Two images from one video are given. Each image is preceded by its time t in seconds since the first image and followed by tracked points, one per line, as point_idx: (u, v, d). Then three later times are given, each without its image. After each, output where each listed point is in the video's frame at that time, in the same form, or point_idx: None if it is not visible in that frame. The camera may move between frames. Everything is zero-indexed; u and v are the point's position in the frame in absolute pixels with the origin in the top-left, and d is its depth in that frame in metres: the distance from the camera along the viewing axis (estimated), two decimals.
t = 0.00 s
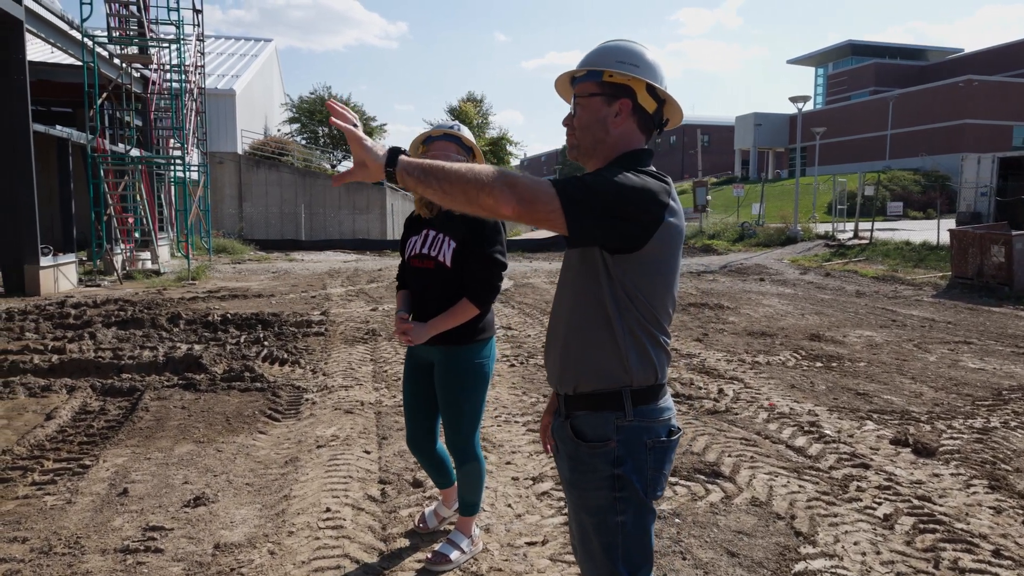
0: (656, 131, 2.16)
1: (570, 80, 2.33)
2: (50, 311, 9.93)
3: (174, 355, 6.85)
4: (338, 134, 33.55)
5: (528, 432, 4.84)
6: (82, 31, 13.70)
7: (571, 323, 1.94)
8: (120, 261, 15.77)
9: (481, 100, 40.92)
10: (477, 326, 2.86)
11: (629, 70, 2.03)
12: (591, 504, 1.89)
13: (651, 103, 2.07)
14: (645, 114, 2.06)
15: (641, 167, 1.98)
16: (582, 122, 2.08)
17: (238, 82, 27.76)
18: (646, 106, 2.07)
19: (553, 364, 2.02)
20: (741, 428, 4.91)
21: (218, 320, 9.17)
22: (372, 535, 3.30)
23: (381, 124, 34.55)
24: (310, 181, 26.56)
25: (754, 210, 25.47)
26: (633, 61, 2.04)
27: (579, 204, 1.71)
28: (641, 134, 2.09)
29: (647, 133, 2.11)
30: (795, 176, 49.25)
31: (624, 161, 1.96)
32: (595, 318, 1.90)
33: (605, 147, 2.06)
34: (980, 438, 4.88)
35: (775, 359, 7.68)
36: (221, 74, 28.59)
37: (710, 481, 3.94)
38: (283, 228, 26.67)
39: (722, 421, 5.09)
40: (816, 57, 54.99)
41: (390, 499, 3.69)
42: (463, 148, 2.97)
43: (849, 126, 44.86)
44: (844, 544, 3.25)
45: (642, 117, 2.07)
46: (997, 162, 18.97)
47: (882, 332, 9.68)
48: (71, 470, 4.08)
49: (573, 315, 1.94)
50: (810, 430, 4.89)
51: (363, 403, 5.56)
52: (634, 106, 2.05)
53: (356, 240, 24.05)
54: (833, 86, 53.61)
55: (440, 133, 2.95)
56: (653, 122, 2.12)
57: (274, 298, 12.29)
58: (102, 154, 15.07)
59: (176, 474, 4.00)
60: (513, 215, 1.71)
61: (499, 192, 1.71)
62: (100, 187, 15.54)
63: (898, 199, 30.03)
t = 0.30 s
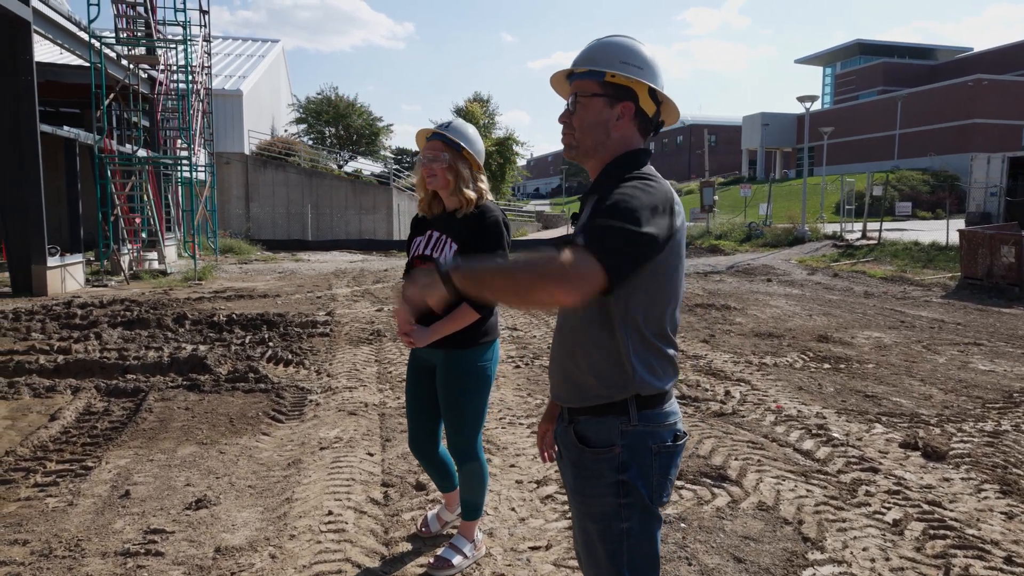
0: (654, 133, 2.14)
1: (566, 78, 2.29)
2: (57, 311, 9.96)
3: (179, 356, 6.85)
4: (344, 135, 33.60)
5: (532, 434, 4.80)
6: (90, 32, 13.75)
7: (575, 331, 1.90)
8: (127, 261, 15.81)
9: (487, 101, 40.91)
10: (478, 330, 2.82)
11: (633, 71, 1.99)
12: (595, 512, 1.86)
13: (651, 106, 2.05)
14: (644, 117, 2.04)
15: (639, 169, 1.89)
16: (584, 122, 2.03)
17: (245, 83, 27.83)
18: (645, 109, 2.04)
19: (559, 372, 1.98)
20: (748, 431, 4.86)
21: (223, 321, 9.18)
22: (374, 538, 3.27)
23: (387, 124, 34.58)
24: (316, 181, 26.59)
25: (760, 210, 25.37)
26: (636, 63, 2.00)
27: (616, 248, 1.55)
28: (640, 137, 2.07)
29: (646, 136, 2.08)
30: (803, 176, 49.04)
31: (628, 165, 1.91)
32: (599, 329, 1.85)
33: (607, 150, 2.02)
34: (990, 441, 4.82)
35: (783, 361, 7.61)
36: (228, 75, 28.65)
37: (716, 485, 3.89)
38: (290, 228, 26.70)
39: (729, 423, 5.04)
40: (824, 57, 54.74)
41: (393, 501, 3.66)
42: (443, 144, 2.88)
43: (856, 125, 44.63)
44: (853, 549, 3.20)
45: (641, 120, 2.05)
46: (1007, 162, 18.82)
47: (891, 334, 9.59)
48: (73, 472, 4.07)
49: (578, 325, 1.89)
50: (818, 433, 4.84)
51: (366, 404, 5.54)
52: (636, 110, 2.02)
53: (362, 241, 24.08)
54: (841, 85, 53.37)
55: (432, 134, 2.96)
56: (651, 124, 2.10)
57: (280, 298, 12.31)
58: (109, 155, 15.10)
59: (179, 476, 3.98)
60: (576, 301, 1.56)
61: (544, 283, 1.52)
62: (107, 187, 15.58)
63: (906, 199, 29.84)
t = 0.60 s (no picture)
0: (647, 135, 2.11)
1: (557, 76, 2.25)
2: (63, 311, 9.98)
3: (183, 356, 6.84)
4: (350, 135, 33.65)
5: (535, 437, 4.76)
6: (96, 33, 13.78)
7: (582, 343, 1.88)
8: (134, 261, 15.85)
9: (493, 101, 40.92)
10: (478, 335, 2.79)
11: (626, 71, 1.96)
12: (600, 521, 1.83)
13: (644, 107, 2.02)
14: (637, 118, 2.01)
15: (632, 177, 1.84)
16: (576, 124, 2.00)
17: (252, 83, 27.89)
18: (638, 110, 2.02)
19: (562, 386, 1.95)
20: (753, 435, 4.81)
21: (228, 321, 9.19)
22: (374, 543, 3.25)
23: (393, 125, 34.61)
24: (322, 182, 26.63)
25: (767, 210, 25.25)
26: (630, 62, 1.97)
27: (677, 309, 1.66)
28: (633, 138, 2.04)
29: (639, 138, 2.06)
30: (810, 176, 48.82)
31: (624, 169, 1.88)
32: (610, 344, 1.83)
33: (599, 153, 2.00)
34: (1000, 445, 4.76)
35: (789, 363, 7.56)
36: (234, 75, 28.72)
37: (721, 490, 3.85)
38: (296, 228, 26.74)
39: (734, 427, 5.00)
40: (832, 56, 54.51)
41: (395, 505, 3.64)
42: (441, 147, 2.85)
43: (864, 126, 44.41)
44: (859, 556, 3.16)
45: (634, 121, 2.02)
46: (1016, 161, 18.68)
47: (898, 335, 9.51)
48: (74, 474, 4.05)
49: (588, 343, 1.87)
50: (825, 436, 4.79)
51: (369, 406, 5.52)
52: (629, 111, 1.99)
53: (368, 241, 24.09)
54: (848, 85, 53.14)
55: (435, 137, 2.94)
56: (644, 126, 2.07)
57: (285, 299, 12.32)
58: (115, 155, 15.13)
59: (180, 479, 3.96)
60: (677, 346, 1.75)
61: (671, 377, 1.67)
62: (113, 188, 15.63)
63: (914, 200, 29.70)
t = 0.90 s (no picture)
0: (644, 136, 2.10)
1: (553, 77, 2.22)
2: (68, 311, 10.00)
3: (187, 357, 6.83)
4: (356, 135, 33.68)
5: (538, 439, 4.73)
6: (102, 33, 13.82)
7: (591, 349, 1.84)
8: (139, 261, 15.88)
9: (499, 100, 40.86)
10: (477, 339, 2.76)
11: (625, 73, 1.93)
12: (614, 528, 1.77)
13: (642, 108, 2.00)
14: (637, 120, 1.99)
15: (641, 180, 1.80)
16: (576, 128, 1.97)
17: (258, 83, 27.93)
18: (637, 111, 1.99)
19: (570, 394, 1.91)
20: (758, 437, 4.77)
21: (232, 321, 9.18)
22: (375, 546, 3.22)
23: (399, 124, 34.62)
24: (328, 181, 26.66)
25: (773, 210, 25.14)
26: (629, 65, 1.95)
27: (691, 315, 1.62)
28: (632, 141, 2.02)
29: (638, 139, 2.04)
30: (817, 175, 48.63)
31: (629, 172, 1.84)
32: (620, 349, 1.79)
33: (601, 156, 1.97)
34: (1008, 449, 4.70)
35: (795, 364, 7.51)
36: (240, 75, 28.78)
37: (725, 493, 3.82)
38: (302, 228, 26.77)
39: (739, 429, 4.96)
40: (839, 55, 54.27)
41: (396, 509, 3.61)
42: (440, 149, 2.82)
43: (871, 124, 44.19)
44: (865, 562, 3.12)
45: (633, 124, 2.00)
46: None
47: (905, 336, 9.44)
48: (76, 475, 4.05)
49: (597, 347, 1.83)
50: (830, 439, 4.74)
51: (372, 407, 5.50)
52: (629, 114, 1.97)
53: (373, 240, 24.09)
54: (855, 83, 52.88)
55: (435, 138, 2.91)
56: (642, 127, 2.05)
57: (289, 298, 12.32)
58: (121, 155, 15.15)
59: (181, 480, 3.95)
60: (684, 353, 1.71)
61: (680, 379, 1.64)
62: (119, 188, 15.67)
63: (922, 199, 29.54)
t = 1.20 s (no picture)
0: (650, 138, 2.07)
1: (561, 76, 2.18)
2: (74, 311, 10.02)
3: (191, 357, 6.84)
4: (363, 134, 33.72)
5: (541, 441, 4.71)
6: (109, 34, 13.86)
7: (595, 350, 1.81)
8: (146, 260, 15.93)
9: (505, 100, 40.82)
10: (478, 341, 2.74)
11: (637, 75, 1.91)
12: (620, 537, 1.73)
13: (652, 111, 1.97)
14: (646, 122, 1.97)
15: (653, 182, 1.77)
16: (587, 129, 1.93)
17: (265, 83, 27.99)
18: (647, 114, 1.97)
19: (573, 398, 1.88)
20: (764, 440, 4.73)
21: (237, 321, 9.18)
22: (376, 549, 3.21)
23: (405, 124, 34.64)
24: (335, 181, 26.70)
25: (781, 210, 25.05)
26: (639, 65, 1.92)
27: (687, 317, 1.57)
28: (641, 143, 1.99)
29: (646, 141, 2.01)
30: (824, 175, 48.41)
31: (640, 173, 1.80)
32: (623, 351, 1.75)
33: (610, 158, 1.93)
34: (1018, 452, 4.64)
35: (802, 366, 7.46)
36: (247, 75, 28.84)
37: (730, 497, 3.79)
38: (308, 227, 26.82)
39: (744, 431, 4.92)
40: (847, 54, 54.02)
41: (398, 511, 3.60)
42: (441, 150, 2.81)
43: (879, 124, 43.97)
44: (870, 567, 3.09)
45: (642, 127, 1.97)
46: None
47: (913, 337, 9.37)
48: (79, 476, 4.04)
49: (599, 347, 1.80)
50: (837, 442, 4.70)
51: (375, 408, 5.48)
52: (639, 115, 1.94)
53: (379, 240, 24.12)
54: (864, 82, 52.61)
55: (436, 139, 2.90)
56: (649, 130, 2.02)
57: (295, 298, 12.33)
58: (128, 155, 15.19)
59: (183, 481, 3.95)
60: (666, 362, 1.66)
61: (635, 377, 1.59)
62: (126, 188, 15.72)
63: (931, 199, 29.37)
